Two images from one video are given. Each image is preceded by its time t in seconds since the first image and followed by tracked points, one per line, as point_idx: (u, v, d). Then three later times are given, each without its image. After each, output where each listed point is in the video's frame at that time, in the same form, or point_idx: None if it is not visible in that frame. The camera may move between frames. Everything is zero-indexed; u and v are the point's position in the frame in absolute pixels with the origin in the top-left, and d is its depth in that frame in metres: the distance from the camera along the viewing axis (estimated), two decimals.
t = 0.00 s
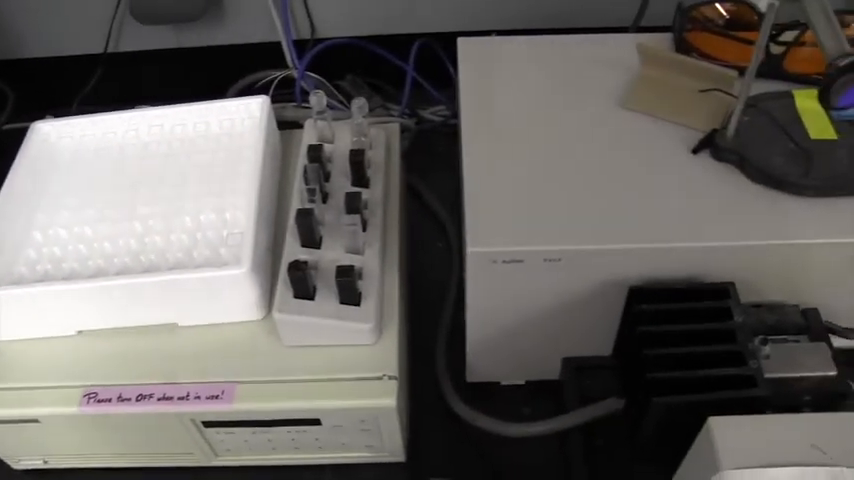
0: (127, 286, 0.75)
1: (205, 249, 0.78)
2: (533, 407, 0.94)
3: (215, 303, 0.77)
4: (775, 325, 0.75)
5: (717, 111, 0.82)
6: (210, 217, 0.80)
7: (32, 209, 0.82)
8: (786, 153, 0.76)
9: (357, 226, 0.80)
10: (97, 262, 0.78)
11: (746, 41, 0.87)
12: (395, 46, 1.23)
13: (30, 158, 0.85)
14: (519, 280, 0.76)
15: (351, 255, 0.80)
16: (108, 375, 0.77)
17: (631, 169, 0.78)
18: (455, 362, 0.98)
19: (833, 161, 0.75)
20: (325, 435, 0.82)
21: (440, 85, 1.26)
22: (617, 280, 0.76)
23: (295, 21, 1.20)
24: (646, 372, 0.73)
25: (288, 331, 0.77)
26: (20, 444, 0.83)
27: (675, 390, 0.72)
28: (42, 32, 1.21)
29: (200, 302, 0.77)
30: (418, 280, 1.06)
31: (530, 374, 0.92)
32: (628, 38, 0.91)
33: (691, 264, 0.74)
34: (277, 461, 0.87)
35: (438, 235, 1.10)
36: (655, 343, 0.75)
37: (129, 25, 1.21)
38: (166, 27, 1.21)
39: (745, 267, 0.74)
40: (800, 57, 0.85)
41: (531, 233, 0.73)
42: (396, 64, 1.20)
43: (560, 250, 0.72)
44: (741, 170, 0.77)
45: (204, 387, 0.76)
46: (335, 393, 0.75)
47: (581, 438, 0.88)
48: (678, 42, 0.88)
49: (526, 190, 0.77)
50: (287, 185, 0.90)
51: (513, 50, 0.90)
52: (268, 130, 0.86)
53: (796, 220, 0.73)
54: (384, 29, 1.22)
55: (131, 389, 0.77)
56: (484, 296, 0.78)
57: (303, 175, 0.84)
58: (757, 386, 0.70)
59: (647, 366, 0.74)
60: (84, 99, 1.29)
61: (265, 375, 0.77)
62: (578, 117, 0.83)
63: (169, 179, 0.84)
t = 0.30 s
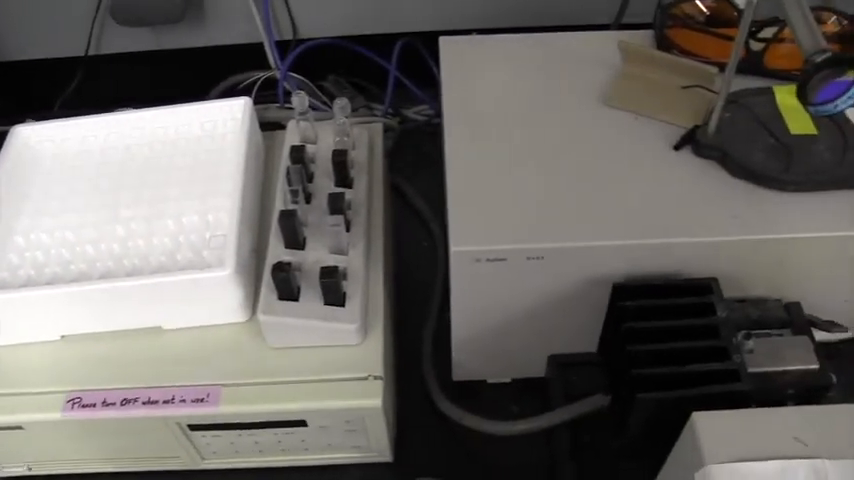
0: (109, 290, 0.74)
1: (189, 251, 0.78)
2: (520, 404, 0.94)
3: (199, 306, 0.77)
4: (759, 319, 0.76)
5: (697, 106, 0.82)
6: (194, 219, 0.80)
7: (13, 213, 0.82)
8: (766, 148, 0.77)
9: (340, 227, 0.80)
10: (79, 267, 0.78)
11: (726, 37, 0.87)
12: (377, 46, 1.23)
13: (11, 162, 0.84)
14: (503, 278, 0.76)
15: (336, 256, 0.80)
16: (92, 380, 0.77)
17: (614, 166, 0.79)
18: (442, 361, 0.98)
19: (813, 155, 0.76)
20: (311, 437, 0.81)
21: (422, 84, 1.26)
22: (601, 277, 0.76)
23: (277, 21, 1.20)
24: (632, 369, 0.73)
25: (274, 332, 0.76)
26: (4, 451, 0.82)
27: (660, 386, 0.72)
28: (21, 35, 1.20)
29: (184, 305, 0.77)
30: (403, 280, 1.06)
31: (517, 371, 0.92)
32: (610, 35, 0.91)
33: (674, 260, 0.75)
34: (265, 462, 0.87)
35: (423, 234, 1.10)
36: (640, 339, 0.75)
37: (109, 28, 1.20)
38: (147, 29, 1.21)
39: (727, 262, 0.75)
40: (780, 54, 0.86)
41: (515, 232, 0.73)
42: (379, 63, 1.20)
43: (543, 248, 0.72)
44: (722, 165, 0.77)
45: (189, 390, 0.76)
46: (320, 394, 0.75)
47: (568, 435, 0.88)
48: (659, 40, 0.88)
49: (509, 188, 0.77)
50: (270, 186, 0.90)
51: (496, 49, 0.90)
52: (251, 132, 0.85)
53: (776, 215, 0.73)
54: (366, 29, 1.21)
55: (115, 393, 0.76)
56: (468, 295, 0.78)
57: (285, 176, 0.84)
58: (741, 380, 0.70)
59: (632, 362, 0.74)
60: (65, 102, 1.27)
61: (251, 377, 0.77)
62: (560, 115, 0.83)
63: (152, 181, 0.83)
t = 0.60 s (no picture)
0: (92, 294, 0.74)
1: (172, 254, 0.78)
2: (507, 402, 0.94)
3: (183, 309, 0.77)
4: (743, 314, 0.76)
5: (679, 104, 0.82)
6: (176, 222, 0.79)
7: None
8: (747, 143, 0.78)
9: (324, 228, 0.80)
10: (62, 272, 0.78)
11: (705, 34, 0.88)
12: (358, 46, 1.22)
13: None
14: (487, 277, 0.76)
15: (319, 257, 0.80)
16: (76, 385, 0.76)
17: (595, 163, 0.79)
18: (428, 361, 0.98)
19: (793, 150, 0.77)
20: (298, 438, 0.81)
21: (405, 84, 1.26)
22: (585, 274, 0.76)
23: (258, 22, 1.19)
24: (616, 364, 0.73)
25: (258, 334, 0.76)
26: None
27: (644, 381, 0.72)
28: None
29: (167, 309, 0.76)
30: (388, 280, 1.06)
31: (502, 369, 0.92)
32: (591, 32, 0.92)
33: (657, 257, 0.75)
34: (252, 465, 0.87)
35: (407, 234, 1.10)
36: (625, 334, 0.75)
37: (89, 30, 1.19)
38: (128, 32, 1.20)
39: (710, 257, 0.75)
40: (761, 49, 0.86)
41: (497, 230, 0.73)
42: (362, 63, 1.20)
43: (526, 246, 0.72)
44: (703, 161, 0.78)
45: (173, 394, 0.76)
46: (304, 396, 0.75)
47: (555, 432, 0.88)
48: (640, 37, 0.89)
49: (492, 187, 0.77)
50: (253, 188, 0.89)
51: (478, 48, 0.90)
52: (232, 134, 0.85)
53: (757, 210, 0.74)
54: (347, 29, 1.21)
55: (99, 398, 0.76)
56: (453, 293, 0.78)
57: (268, 177, 0.84)
58: (724, 375, 0.71)
59: (616, 358, 0.74)
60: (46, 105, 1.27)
61: (236, 380, 0.76)
62: (543, 113, 0.83)
63: (133, 185, 0.83)
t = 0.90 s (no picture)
0: (79, 296, 0.73)
1: (159, 255, 0.77)
2: (496, 400, 0.95)
3: (171, 310, 0.76)
4: (729, 309, 0.77)
5: (661, 101, 0.83)
6: (163, 223, 0.79)
7: None
8: (732, 139, 0.78)
9: (310, 227, 0.79)
10: (49, 274, 0.77)
11: (690, 31, 0.89)
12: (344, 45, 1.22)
13: None
14: (475, 275, 0.76)
15: (307, 257, 0.80)
16: (64, 388, 0.76)
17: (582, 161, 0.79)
18: (416, 359, 0.98)
19: (778, 146, 0.77)
20: (287, 438, 0.81)
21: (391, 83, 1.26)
22: (572, 272, 0.77)
23: (244, 22, 1.18)
24: (603, 361, 0.73)
25: (247, 335, 0.76)
26: None
27: (633, 378, 0.72)
28: None
29: (154, 310, 0.76)
30: (376, 279, 1.06)
31: (491, 368, 0.93)
32: (577, 31, 0.92)
33: (644, 254, 0.75)
34: (241, 465, 0.87)
35: (395, 233, 1.10)
36: (612, 331, 0.75)
37: (74, 31, 1.18)
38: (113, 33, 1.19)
39: (696, 254, 0.76)
40: (745, 47, 0.87)
41: (485, 228, 0.73)
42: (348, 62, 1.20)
43: (513, 244, 0.73)
44: (689, 157, 0.78)
45: (162, 395, 0.76)
46: (292, 396, 0.75)
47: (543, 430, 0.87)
48: (626, 35, 0.89)
49: (479, 185, 0.77)
50: (240, 188, 0.89)
51: (464, 47, 0.90)
52: (219, 135, 0.84)
53: (743, 207, 0.74)
54: (331, 29, 1.20)
55: (87, 400, 0.75)
56: (441, 292, 0.78)
57: (255, 177, 0.84)
58: (711, 371, 0.71)
59: (605, 355, 0.73)
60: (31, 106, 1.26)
61: (224, 380, 0.76)
62: (529, 112, 0.84)
63: (120, 186, 0.83)
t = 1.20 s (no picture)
0: (67, 300, 0.73)
1: (147, 258, 0.77)
2: (487, 399, 0.95)
3: (160, 313, 0.76)
4: (718, 305, 0.77)
5: (649, 98, 0.83)
6: (151, 226, 0.79)
7: None
8: (718, 135, 0.78)
9: (299, 228, 0.79)
10: (36, 278, 0.77)
11: (675, 28, 0.89)
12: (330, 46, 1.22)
13: None
14: (465, 273, 0.76)
15: (296, 258, 0.79)
16: (53, 392, 0.76)
17: (569, 159, 0.79)
18: (407, 359, 0.98)
19: (764, 142, 0.78)
20: (278, 439, 0.81)
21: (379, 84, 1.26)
22: (561, 269, 0.77)
23: (230, 23, 1.18)
24: (592, 358, 0.73)
25: (237, 337, 0.76)
26: None
27: (622, 375, 0.72)
28: None
29: (143, 313, 0.76)
30: (366, 279, 1.06)
31: (482, 366, 0.93)
32: (563, 29, 0.92)
33: (632, 250, 0.75)
34: (233, 467, 0.86)
35: (384, 233, 1.10)
36: (600, 328, 0.75)
37: (59, 33, 1.17)
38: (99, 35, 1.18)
39: (684, 250, 0.76)
40: (730, 43, 0.87)
41: (473, 227, 0.74)
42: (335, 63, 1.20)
43: (502, 242, 0.73)
44: (676, 154, 0.79)
45: (152, 398, 0.75)
46: (282, 397, 0.75)
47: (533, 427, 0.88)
48: (612, 32, 0.89)
49: (467, 184, 0.77)
50: (229, 190, 0.89)
51: (451, 46, 0.90)
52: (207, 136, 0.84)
53: (729, 203, 0.75)
54: (319, 29, 1.20)
55: (77, 405, 0.75)
56: (430, 291, 0.78)
57: (242, 179, 0.83)
58: (700, 366, 0.71)
59: (594, 353, 0.74)
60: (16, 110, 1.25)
61: (214, 383, 0.76)
62: (516, 110, 0.84)
63: (107, 189, 0.82)
